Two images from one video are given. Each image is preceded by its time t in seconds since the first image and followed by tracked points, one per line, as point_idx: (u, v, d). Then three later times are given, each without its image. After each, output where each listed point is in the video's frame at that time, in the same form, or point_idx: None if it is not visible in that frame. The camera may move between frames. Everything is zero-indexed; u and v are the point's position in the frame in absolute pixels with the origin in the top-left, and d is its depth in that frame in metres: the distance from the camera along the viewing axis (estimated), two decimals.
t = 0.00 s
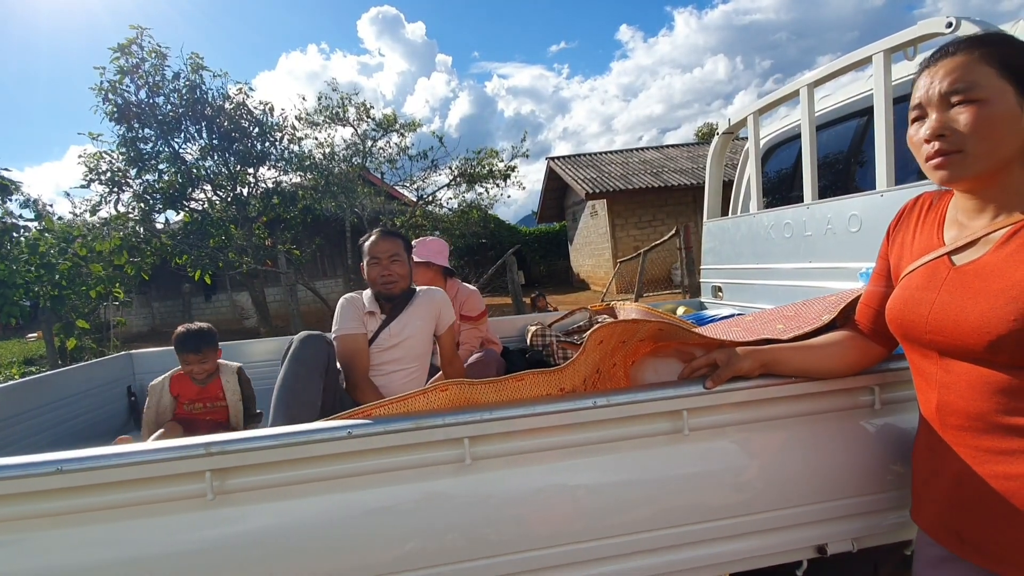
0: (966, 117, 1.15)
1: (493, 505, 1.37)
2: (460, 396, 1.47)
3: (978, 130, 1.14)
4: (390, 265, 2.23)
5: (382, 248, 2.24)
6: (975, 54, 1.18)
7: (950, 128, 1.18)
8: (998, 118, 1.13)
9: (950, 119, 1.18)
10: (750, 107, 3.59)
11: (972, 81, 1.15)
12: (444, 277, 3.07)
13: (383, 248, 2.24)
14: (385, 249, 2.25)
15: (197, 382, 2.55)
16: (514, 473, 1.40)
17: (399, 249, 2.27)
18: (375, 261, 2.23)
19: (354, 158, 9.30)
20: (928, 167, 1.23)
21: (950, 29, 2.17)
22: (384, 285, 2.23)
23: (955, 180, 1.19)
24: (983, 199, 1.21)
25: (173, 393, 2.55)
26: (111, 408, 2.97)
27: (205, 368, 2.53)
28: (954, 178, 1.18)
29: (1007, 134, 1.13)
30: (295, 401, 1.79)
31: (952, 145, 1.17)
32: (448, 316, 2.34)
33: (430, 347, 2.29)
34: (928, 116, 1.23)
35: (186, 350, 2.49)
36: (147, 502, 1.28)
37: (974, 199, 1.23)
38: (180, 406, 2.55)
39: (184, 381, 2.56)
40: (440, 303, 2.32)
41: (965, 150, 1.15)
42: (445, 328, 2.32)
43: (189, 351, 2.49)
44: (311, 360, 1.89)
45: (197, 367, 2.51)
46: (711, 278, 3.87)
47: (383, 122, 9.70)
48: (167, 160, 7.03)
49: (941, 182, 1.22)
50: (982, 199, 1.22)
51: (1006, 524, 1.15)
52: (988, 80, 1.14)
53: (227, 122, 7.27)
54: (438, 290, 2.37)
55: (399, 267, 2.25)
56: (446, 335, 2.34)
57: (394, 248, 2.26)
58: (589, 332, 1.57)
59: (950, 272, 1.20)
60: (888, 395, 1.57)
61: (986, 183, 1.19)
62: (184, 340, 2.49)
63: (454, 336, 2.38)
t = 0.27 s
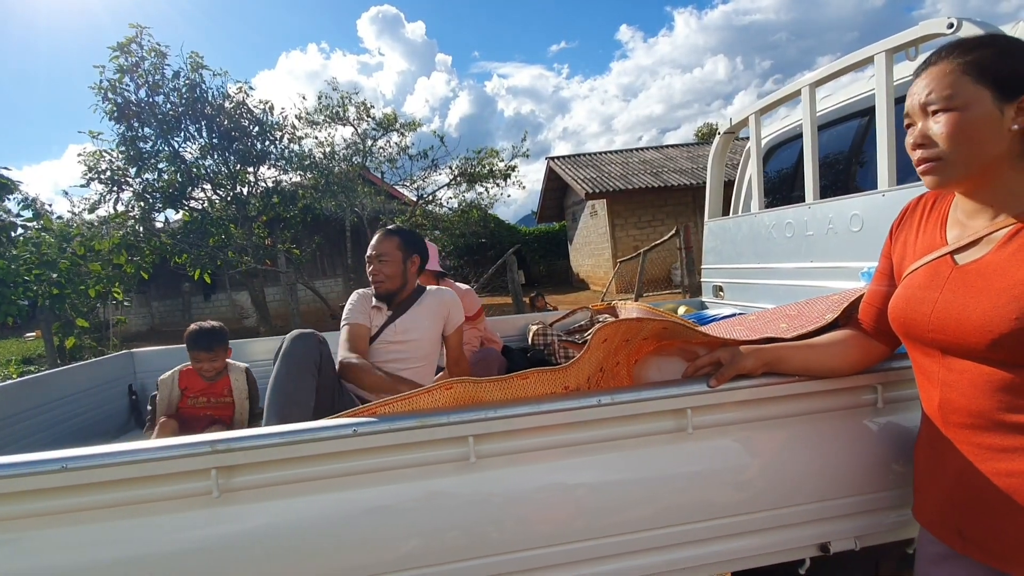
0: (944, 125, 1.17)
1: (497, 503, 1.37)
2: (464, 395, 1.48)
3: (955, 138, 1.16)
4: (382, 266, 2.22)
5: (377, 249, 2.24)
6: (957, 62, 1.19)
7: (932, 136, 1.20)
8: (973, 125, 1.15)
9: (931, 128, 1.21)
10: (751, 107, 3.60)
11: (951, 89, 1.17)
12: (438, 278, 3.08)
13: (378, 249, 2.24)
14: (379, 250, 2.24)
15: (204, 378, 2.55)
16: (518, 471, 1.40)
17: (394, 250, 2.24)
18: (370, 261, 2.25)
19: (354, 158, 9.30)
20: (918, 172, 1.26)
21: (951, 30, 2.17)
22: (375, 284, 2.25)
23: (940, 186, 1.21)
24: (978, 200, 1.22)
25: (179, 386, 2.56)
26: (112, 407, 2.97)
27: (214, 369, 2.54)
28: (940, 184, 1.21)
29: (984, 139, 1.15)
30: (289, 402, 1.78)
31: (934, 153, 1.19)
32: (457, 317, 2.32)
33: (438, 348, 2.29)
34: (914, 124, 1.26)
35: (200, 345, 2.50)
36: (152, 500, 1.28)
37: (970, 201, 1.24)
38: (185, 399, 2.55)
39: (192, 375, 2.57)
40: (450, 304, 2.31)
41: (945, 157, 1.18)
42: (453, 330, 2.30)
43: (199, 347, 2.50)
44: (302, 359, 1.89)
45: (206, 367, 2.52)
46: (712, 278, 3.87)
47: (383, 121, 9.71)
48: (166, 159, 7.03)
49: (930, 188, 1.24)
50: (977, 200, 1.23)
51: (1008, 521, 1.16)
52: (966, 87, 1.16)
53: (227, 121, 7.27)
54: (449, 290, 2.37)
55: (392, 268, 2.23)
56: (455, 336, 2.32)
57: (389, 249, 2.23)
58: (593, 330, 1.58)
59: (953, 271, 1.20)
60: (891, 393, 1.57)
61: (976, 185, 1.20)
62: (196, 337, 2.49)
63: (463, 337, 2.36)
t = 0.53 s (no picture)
0: (941, 132, 1.18)
1: (502, 502, 1.38)
2: (469, 394, 1.48)
3: (951, 145, 1.17)
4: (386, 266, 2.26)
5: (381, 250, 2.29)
6: (947, 70, 1.20)
7: (929, 144, 1.21)
8: (968, 131, 1.16)
9: (929, 135, 1.22)
10: (753, 109, 3.60)
11: (944, 97, 1.18)
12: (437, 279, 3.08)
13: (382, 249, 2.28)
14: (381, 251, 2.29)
15: (202, 377, 2.55)
16: (521, 471, 1.41)
17: (396, 249, 2.27)
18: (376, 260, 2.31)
19: (355, 158, 9.31)
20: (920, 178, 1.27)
21: (954, 32, 2.17)
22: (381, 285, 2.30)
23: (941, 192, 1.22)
24: (981, 203, 1.23)
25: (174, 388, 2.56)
26: (115, 406, 2.98)
27: (217, 365, 2.54)
28: (941, 189, 1.22)
29: (981, 145, 1.16)
30: (304, 402, 1.81)
31: (932, 160, 1.20)
32: (463, 318, 2.34)
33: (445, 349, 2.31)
34: (914, 131, 1.27)
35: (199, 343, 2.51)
36: (158, 498, 1.29)
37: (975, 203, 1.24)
38: (180, 400, 2.56)
39: (187, 375, 2.58)
40: (458, 306, 2.33)
41: (944, 163, 1.19)
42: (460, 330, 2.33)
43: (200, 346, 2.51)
44: (322, 360, 1.89)
45: (209, 364, 2.52)
46: (714, 279, 3.88)
47: (384, 121, 9.72)
48: (167, 158, 7.04)
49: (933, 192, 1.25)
50: (981, 203, 1.23)
51: (1011, 521, 1.16)
52: (958, 95, 1.17)
53: (228, 120, 7.28)
54: (457, 292, 2.38)
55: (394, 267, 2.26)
56: (460, 338, 2.35)
57: (392, 250, 2.26)
58: (598, 330, 1.58)
59: (958, 272, 1.20)
60: (895, 394, 1.57)
61: (978, 189, 1.21)
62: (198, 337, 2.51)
63: (468, 337, 2.39)
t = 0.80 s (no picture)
0: (945, 137, 1.18)
1: (506, 502, 1.38)
2: (475, 393, 1.48)
3: (955, 150, 1.17)
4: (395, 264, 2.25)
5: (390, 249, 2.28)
6: (949, 75, 1.20)
7: (933, 149, 1.22)
8: (971, 136, 1.16)
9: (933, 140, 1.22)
10: (757, 110, 3.60)
11: (946, 103, 1.18)
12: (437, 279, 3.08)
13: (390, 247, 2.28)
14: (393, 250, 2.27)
15: (202, 374, 2.57)
16: (525, 470, 1.41)
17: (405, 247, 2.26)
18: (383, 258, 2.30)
19: (357, 157, 9.32)
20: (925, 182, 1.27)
21: (959, 35, 2.17)
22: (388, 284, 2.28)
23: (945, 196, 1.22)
24: (986, 206, 1.23)
25: (173, 387, 2.57)
26: (117, 403, 2.98)
27: (220, 360, 2.56)
28: (945, 193, 1.22)
29: (985, 149, 1.16)
30: (315, 402, 1.81)
31: (937, 165, 1.21)
32: (469, 318, 2.35)
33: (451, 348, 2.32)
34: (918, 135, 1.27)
35: (201, 339, 2.52)
36: (163, 495, 1.29)
37: (979, 206, 1.25)
38: (180, 399, 2.56)
39: (186, 373, 2.58)
40: (464, 304, 2.34)
41: (948, 168, 1.19)
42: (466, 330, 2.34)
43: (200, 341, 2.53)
44: (334, 361, 1.89)
45: (212, 360, 2.54)
46: (717, 279, 3.88)
47: (386, 121, 9.73)
48: (170, 156, 7.05)
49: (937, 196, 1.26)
50: (985, 207, 1.23)
51: (1016, 523, 1.16)
52: (961, 100, 1.17)
53: (230, 118, 7.28)
54: (462, 291, 2.38)
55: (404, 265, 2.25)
56: (465, 337, 2.36)
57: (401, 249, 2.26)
58: (604, 330, 1.58)
59: (964, 275, 1.20)
60: (900, 396, 1.57)
61: (982, 193, 1.21)
62: (198, 332, 2.52)
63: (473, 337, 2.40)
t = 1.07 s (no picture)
0: (950, 140, 1.18)
1: (510, 502, 1.38)
2: (479, 393, 1.48)
3: (961, 152, 1.17)
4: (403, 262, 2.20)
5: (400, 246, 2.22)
6: (953, 78, 1.20)
7: (939, 151, 1.21)
8: (978, 138, 1.15)
9: (939, 142, 1.21)
10: (760, 110, 3.59)
11: (952, 105, 1.18)
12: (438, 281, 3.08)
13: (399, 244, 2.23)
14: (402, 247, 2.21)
15: (203, 375, 2.57)
16: (529, 470, 1.40)
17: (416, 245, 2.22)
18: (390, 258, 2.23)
19: (359, 156, 9.33)
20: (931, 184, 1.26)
21: (964, 36, 2.17)
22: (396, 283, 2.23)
23: (951, 198, 1.22)
24: (993, 208, 1.22)
25: (174, 386, 2.56)
26: (119, 403, 2.97)
27: (220, 359, 2.55)
28: (952, 195, 1.22)
29: (991, 151, 1.15)
30: (316, 401, 1.80)
31: (943, 167, 1.20)
32: (474, 318, 2.34)
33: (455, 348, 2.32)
34: (924, 137, 1.26)
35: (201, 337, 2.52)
36: (167, 494, 1.29)
37: (986, 208, 1.24)
38: (181, 400, 2.56)
39: (187, 372, 2.57)
40: (468, 306, 2.33)
41: (953, 170, 1.18)
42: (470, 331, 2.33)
43: (201, 340, 2.52)
44: (332, 360, 1.89)
45: (214, 358, 2.54)
46: (720, 280, 3.87)
47: (388, 120, 9.73)
48: (172, 155, 7.05)
49: (944, 198, 1.25)
50: (993, 209, 1.22)
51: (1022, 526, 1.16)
52: (964, 102, 1.16)
53: (233, 118, 7.28)
54: (466, 291, 2.38)
55: (413, 263, 2.20)
56: (469, 337, 2.36)
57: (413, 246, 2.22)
58: (608, 331, 1.58)
59: (971, 277, 1.20)
60: (906, 397, 1.57)
61: (989, 194, 1.20)
62: (199, 332, 2.50)
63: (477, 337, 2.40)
